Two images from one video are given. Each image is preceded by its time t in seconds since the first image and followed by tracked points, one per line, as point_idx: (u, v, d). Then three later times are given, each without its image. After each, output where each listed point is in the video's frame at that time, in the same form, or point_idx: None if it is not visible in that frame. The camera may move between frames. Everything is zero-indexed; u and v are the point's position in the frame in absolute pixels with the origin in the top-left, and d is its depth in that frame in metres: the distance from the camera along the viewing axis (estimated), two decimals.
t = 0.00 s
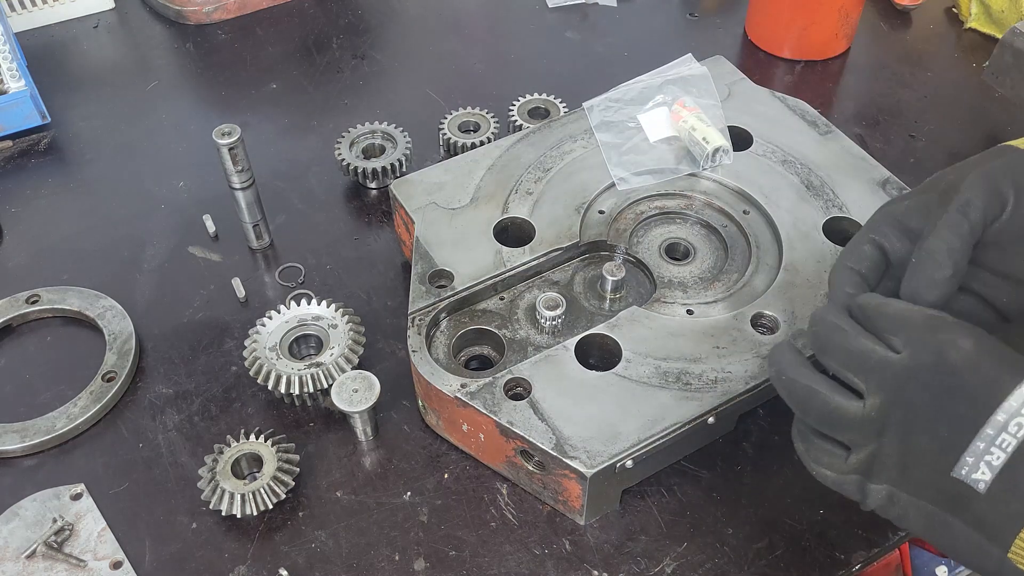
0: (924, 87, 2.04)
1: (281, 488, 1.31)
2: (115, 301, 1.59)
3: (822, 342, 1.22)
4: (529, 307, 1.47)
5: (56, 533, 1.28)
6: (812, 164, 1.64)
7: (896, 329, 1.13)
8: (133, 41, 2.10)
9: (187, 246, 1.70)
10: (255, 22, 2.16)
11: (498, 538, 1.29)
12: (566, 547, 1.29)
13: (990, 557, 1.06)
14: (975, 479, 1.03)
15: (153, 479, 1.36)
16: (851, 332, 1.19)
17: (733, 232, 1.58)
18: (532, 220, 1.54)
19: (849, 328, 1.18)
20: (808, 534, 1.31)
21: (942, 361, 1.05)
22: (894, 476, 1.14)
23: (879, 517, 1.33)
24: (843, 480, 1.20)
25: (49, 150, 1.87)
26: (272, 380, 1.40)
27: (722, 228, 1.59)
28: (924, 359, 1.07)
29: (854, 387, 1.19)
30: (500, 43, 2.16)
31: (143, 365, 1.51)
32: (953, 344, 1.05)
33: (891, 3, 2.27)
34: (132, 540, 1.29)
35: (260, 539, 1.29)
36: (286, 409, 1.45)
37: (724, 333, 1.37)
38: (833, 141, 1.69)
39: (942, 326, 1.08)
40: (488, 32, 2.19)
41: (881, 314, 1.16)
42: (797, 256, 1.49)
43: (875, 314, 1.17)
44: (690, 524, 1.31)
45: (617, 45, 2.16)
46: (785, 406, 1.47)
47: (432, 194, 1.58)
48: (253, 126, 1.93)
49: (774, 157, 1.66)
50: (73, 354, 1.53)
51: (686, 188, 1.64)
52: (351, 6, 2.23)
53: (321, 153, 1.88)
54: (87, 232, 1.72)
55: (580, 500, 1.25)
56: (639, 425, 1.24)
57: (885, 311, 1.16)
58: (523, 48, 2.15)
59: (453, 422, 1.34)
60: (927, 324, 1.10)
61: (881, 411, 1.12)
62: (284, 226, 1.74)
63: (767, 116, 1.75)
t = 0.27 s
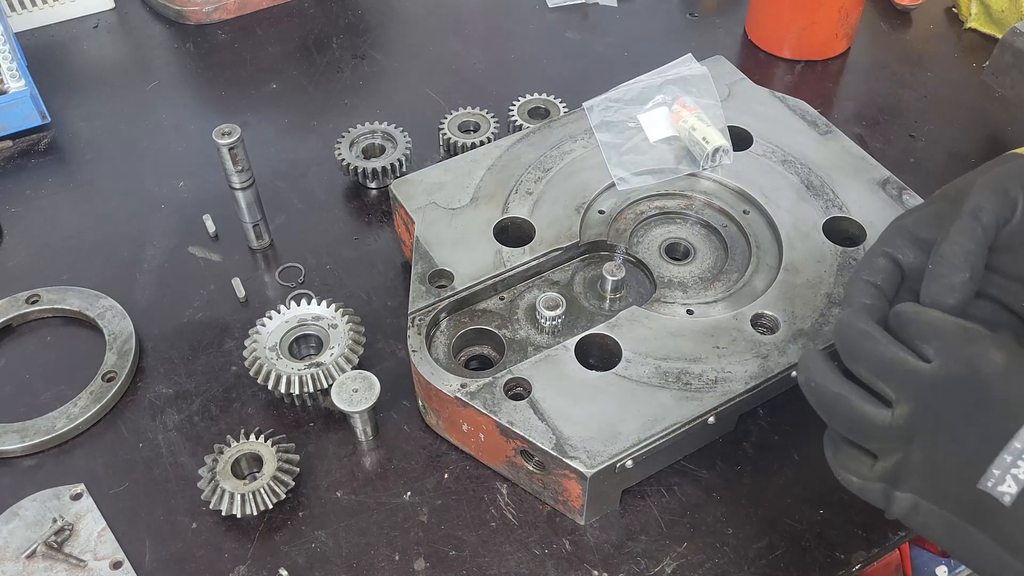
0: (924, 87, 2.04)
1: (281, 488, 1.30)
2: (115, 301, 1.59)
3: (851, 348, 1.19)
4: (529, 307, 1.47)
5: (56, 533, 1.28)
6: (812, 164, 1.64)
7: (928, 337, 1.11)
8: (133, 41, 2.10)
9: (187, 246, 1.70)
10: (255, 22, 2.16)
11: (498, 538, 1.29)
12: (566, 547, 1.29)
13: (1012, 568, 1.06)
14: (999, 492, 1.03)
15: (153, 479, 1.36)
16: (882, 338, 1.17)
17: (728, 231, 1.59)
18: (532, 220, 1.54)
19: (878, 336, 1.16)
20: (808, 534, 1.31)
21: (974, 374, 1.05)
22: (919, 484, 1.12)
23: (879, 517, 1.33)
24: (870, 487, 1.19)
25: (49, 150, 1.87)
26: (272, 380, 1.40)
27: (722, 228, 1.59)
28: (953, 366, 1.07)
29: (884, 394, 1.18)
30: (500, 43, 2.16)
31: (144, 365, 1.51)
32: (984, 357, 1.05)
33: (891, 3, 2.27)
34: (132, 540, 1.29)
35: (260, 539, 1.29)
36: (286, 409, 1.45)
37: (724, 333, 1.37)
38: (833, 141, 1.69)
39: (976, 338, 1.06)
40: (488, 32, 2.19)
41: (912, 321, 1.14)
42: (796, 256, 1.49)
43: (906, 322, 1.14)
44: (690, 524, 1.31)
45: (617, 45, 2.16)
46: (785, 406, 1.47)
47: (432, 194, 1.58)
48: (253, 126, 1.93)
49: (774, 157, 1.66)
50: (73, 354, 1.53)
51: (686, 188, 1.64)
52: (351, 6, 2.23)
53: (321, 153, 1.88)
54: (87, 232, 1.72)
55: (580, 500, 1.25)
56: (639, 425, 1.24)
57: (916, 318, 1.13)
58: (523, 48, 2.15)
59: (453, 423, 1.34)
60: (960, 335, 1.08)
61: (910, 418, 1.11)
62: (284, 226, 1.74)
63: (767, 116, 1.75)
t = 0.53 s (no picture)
0: (924, 87, 2.04)
1: (281, 488, 1.31)
2: (115, 301, 1.60)
3: (827, 415, 1.27)
4: (529, 307, 1.47)
5: (56, 533, 1.28)
6: (812, 164, 1.64)
7: (904, 403, 1.23)
8: (133, 41, 2.10)
9: (187, 246, 1.70)
10: (255, 22, 2.16)
11: (498, 538, 1.29)
12: (567, 547, 1.29)
13: None
14: (1006, 563, 1.02)
15: (153, 479, 1.36)
16: (848, 405, 1.27)
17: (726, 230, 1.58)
18: (532, 220, 1.54)
19: (852, 409, 1.26)
20: (808, 534, 1.31)
21: (963, 442, 1.15)
22: (925, 559, 1.13)
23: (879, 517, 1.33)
24: (874, 561, 1.20)
25: (49, 150, 1.87)
26: (272, 380, 1.40)
27: (722, 228, 1.59)
28: (940, 439, 1.17)
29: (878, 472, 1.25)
30: (500, 44, 2.16)
31: (144, 365, 1.51)
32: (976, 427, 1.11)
33: (891, 3, 2.27)
34: (132, 540, 1.30)
35: (260, 539, 1.29)
36: (286, 409, 1.45)
37: (724, 333, 1.37)
38: (833, 140, 1.69)
39: (957, 401, 1.18)
40: (488, 32, 2.19)
41: (875, 382, 1.25)
42: (796, 256, 1.49)
43: (872, 383, 1.26)
44: (690, 524, 1.31)
45: (617, 45, 2.16)
46: (785, 406, 1.47)
47: (432, 194, 1.58)
48: (253, 126, 1.93)
49: (774, 157, 1.66)
50: (73, 354, 1.53)
51: (686, 188, 1.64)
52: (351, 6, 2.23)
53: (321, 153, 1.88)
54: (87, 232, 1.72)
55: (580, 501, 1.25)
56: (639, 425, 1.24)
57: (881, 379, 1.25)
58: (522, 48, 2.15)
59: (453, 423, 1.34)
60: (931, 399, 1.20)
61: (904, 497, 1.18)
62: (284, 226, 1.74)
63: (766, 116, 1.75)
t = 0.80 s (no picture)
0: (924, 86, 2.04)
1: (281, 488, 1.30)
2: (115, 301, 1.60)
3: (834, 508, 1.07)
4: (529, 307, 1.47)
5: (56, 533, 1.28)
6: (812, 163, 1.64)
7: (903, 489, 1.02)
8: (133, 41, 2.10)
9: (187, 246, 1.70)
10: (255, 22, 2.16)
11: (498, 538, 1.29)
12: (566, 547, 1.29)
13: None
14: None
15: (153, 479, 1.36)
16: (863, 498, 1.05)
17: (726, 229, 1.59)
18: (532, 220, 1.54)
19: (857, 499, 1.05)
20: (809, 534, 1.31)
21: (961, 532, 0.95)
22: None
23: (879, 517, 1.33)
24: None
25: (49, 150, 1.87)
26: (272, 380, 1.40)
27: (722, 228, 1.59)
28: (941, 529, 0.96)
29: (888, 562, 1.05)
30: (500, 44, 2.16)
31: (144, 365, 1.51)
32: (967, 515, 0.95)
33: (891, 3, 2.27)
34: (132, 540, 1.30)
35: (260, 539, 1.29)
36: (286, 409, 1.45)
37: (724, 333, 1.37)
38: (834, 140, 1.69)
39: (957, 491, 0.97)
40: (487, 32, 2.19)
41: (881, 470, 1.05)
42: (796, 256, 1.49)
43: (875, 471, 1.06)
44: (690, 524, 1.31)
45: (617, 45, 2.16)
46: (785, 406, 1.47)
47: (432, 194, 1.57)
48: (253, 126, 1.93)
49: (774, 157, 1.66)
50: (73, 354, 1.53)
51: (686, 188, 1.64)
52: (351, 6, 2.23)
53: (321, 153, 1.88)
54: (86, 232, 1.72)
55: (580, 501, 1.25)
56: (639, 425, 1.24)
57: (883, 465, 1.05)
58: (522, 48, 2.15)
59: (452, 422, 1.34)
60: (935, 489, 0.99)
61: None
62: (284, 226, 1.74)
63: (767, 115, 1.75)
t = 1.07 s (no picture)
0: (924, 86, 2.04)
1: (281, 488, 1.30)
2: (115, 301, 1.60)
3: None
4: (529, 308, 1.47)
5: (56, 533, 1.28)
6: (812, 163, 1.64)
7: (893, 558, 1.03)
8: (133, 41, 2.10)
9: (187, 246, 1.70)
10: (255, 22, 2.16)
11: (498, 538, 1.29)
12: (566, 547, 1.29)
13: None
14: None
15: (153, 479, 1.36)
16: (857, 567, 1.07)
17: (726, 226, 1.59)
18: (532, 220, 1.54)
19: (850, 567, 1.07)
20: (808, 533, 1.31)
21: None
22: None
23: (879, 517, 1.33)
24: None
25: (49, 150, 1.87)
26: (272, 380, 1.40)
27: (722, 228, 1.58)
28: None
29: None
30: (500, 44, 2.16)
31: (144, 365, 1.51)
32: None
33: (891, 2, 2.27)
34: (132, 540, 1.29)
35: (260, 539, 1.29)
36: (286, 409, 1.45)
37: (724, 333, 1.37)
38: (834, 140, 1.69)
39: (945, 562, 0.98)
40: (487, 32, 2.19)
41: (870, 535, 1.06)
42: (797, 256, 1.49)
43: (864, 540, 1.07)
44: (690, 524, 1.31)
45: (617, 45, 2.16)
46: (785, 406, 1.47)
47: (432, 194, 1.57)
48: (253, 126, 1.93)
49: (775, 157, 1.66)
50: (73, 354, 1.53)
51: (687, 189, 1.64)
52: (351, 6, 2.23)
53: (321, 153, 1.88)
54: (86, 232, 1.72)
55: (580, 501, 1.25)
56: (639, 425, 1.24)
57: (872, 532, 1.06)
58: (522, 48, 2.15)
59: (453, 422, 1.34)
60: (925, 556, 1.00)
61: None
62: (284, 226, 1.74)
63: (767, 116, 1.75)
